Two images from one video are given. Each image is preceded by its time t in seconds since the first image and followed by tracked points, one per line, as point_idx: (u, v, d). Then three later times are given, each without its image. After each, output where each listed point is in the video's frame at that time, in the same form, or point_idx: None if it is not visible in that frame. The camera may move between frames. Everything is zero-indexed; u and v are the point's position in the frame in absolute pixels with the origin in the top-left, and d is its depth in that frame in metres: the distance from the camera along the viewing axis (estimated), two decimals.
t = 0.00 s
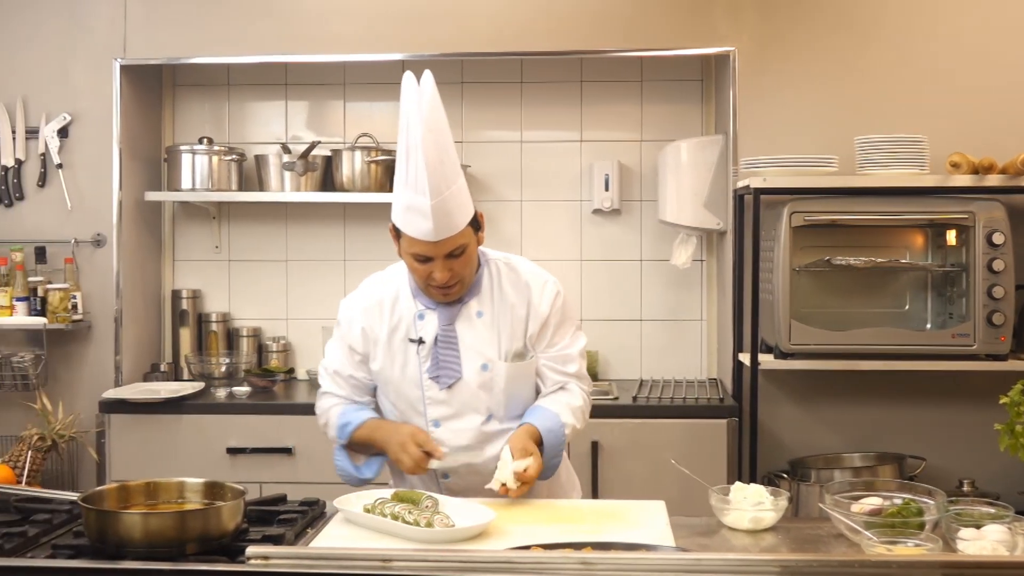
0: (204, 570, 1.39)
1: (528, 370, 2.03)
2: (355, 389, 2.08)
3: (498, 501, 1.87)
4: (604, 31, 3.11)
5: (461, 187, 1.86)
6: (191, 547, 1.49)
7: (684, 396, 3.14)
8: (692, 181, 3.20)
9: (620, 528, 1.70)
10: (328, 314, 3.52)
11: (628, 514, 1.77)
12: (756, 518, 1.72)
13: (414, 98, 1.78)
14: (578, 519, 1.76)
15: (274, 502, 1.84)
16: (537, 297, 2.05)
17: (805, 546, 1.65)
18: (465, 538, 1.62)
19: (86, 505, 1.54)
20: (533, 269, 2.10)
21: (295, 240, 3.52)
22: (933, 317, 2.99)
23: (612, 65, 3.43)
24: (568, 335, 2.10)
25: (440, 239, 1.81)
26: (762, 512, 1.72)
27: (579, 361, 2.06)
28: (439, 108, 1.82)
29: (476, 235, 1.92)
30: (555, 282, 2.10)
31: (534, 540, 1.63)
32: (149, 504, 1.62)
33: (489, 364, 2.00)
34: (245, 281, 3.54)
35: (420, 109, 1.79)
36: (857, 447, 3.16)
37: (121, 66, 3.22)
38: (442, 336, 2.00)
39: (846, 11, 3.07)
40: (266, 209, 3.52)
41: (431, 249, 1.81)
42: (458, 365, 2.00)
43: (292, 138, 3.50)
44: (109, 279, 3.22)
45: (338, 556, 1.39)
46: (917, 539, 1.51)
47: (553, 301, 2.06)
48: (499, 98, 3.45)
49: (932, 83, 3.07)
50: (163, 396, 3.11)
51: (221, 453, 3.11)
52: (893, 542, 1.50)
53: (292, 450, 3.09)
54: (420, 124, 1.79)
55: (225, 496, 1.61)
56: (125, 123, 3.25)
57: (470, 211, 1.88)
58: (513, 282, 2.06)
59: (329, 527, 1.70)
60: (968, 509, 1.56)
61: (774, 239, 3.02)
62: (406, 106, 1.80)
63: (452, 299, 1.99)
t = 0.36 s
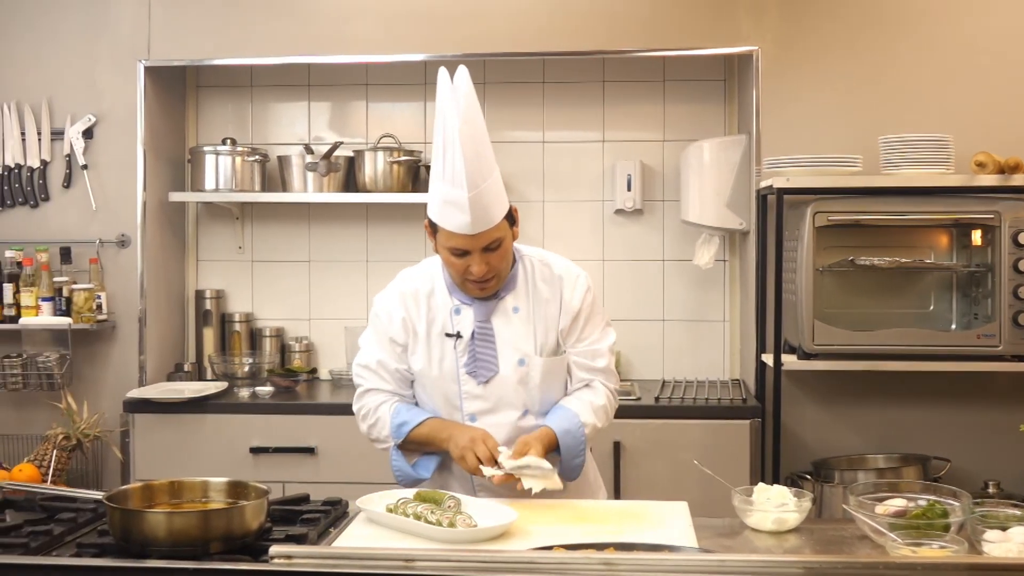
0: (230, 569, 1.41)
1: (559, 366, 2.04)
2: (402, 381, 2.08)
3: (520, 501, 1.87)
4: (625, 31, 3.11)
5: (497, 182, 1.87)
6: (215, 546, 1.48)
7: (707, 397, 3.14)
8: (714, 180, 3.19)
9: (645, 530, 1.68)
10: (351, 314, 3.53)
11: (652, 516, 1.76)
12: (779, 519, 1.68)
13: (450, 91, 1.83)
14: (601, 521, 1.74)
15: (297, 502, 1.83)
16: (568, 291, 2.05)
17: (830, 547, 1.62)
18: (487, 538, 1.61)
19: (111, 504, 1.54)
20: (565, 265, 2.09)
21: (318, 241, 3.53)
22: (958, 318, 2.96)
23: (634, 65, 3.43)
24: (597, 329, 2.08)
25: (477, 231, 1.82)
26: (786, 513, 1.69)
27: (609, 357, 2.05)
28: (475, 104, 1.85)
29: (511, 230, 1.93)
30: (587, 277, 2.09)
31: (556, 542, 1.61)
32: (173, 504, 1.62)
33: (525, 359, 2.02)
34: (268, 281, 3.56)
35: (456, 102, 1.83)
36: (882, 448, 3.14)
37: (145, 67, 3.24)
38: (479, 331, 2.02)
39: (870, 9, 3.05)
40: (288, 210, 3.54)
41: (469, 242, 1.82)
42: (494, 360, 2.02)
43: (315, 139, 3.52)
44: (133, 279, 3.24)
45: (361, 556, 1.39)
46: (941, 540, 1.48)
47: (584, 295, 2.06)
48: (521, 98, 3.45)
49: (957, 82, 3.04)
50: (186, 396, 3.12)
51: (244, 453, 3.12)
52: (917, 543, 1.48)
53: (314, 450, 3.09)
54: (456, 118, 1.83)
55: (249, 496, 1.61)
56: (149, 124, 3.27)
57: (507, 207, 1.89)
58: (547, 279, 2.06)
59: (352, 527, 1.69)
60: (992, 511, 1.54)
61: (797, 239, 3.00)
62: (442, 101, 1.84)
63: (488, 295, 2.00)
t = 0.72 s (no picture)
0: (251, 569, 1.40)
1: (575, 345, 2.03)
2: (433, 369, 2.10)
3: (540, 502, 1.85)
4: (645, 31, 3.10)
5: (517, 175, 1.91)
6: (237, 545, 1.48)
7: (728, 397, 3.13)
8: (735, 181, 3.18)
9: (666, 530, 1.67)
10: (371, 314, 3.55)
11: (672, 518, 1.74)
12: (801, 520, 1.66)
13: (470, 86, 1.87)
14: (621, 521, 1.72)
15: (318, 502, 1.82)
16: (583, 270, 2.06)
17: (851, 549, 1.59)
18: (508, 539, 1.60)
19: (134, 503, 1.54)
20: (581, 248, 2.09)
21: (338, 241, 3.55)
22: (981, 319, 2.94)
23: (654, 65, 3.42)
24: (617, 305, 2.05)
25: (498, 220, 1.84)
26: (807, 514, 1.66)
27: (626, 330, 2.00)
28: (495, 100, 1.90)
29: (535, 223, 1.94)
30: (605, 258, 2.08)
31: (576, 543, 1.60)
32: (195, 503, 1.62)
33: (541, 342, 2.03)
34: (289, 281, 3.58)
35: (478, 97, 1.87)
36: (903, 450, 3.12)
37: (167, 69, 3.25)
38: (501, 319, 2.03)
39: (891, 8, 3.04)
40: (308, 211, 3.55)
41: (490, 231, 1.84)
42: (513, 346, 2.03)
43: (335, 140, 3.53)
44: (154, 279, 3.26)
45: (380, 556, 1.38)
46: (964, 543, 1.45)
47: (600, 271, 2.06)
48: (541, 98, 3.45)
49: (980, 81, 3.02)
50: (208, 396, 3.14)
51: (264, 453, 3.13)
52: (941, 544, 1.45)
53: (335, 450, 3.10)
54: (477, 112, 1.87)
55: (270, 495, 1.61)
56: (171, 126, 3.29)
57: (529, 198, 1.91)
58: (564, 263, 2.07)
59: (373, 527, 1.68)
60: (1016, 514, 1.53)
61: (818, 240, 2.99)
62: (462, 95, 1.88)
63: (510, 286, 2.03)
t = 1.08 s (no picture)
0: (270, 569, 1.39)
1: (654, 369, 2.05)
2: (514, 371, 2.17)
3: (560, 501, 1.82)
4: (664, 30, 3.10)
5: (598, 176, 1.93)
6: (256, 545, 1.47)
7: (748, 398, 3.12)
8: (754, 181, 3.17)
9: (686, 531, 1.64)
10: (390, 314, 3.57)
11: (692, 518, 1.70)
12: (821, 522, 1.63)
13: (548, 85, 1.89)
14: (642, 522, 1.69)
15: (337, 501, 1.80)
16: (677, 296, 2.05)
17: (871, 550, 1.56)
18: (527, 539, 1.58)
19: (154, 501, 1.53)
20: (677, 271, 2.09)
21: (357, 242, 3.57)
22: (1003, 319, 2.89)
23: (673, 65, 3.43)
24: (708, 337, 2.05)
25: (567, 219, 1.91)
26: (827, 515, 1.63)
27: (712, 370, 2.01)
28: (579, 97, 1.90)
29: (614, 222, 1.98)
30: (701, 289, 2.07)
31: (595, 543, 1.57)
32: (215, 502, 1.61)
33: (617, 356, 2.06)
34: (307, 281, 3.60)
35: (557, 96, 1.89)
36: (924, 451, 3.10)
37: (187, 70, 3.27)
38: (580, 325, 2.07)
39: (912, 7, 3.02)
40: (327, 211, 3.57)
41: (560, 230, 1.91)
42: (587, 353, 2.07)
43: (354, 140, 3.56)
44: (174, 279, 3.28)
45: (400, 556, 1.37)
46: (987, 544, 1.43)
47: (694, 301, 2.04)
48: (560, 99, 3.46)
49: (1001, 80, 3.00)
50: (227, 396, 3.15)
51: (283, 452, 3.14)
52: (961, 547, 1.43)
53: (354, 450, 3.11)
54: (553, 110, 1.90)
55: (290, 494, 1.60)
56: (191, 127, 3.31)
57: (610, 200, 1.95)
58: (654, 283, 2.07)
59: (392, 526, 1.66)
60: None
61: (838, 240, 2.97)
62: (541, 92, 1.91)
63: (591, 288, 2.06)
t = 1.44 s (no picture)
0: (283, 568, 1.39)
1: (672, 372, 2.09)
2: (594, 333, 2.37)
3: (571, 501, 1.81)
4: (675, 30, 3.10)
5: (608, 182, 2.03)
6: (268, 544, 1.47)
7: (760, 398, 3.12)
8: (767, 181, 3.17)
9: (698, 531, 1.64)
10: (401, 315, 3.58)
11: (704, 518, 1.69)
12: (833, 522, 1.62)
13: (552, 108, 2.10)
14: (653, 522, 1.68)
15: (349, 501, 1.79)
16: (705, 305, 2.02)
17: (884, 550, 1.55)
18: (539, 539, 1.58)
19: (167, 501, 1.53)
20: (716, 279, 2.05)
21: (369, 242, 3.58)
22: (1017, 318, 2.87)
23: (686, 65, 3.43)
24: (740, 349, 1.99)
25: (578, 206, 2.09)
26: (839, 516, 1.62)
27: (729, 383, 1.96)
28: (574, 113, 2.05)
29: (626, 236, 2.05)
30: (735, 301, 2.01)
31: (606, 544, 1.57)
32: (227, 502, 1.61)
33: (637, 351, 2.12)
34: (319, 281, 3.61)
35: (593, 90, 2.03)
36: (938, 452, 3.09)
37: (200, 70, 3.28)
38: (617, 312, 2.17)
39: (926, 6, 3.01)
40: (338, 211, 3.58)
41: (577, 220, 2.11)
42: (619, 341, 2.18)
43: (366, 140, 3.57)
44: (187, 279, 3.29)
45: (412, 555, 1.37)
46: (999, 546, 1.41)
47: (722, 314, 2.00)
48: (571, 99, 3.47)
49: (1016, 79, 2.98)
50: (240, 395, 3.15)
51: (295, 452, 3.15)
52: (975, 548, 1.42)
53: (366, 450, 3.11)
54: (567, 117, 2.07)
55: (302, 494, 1.60)
56: (204, 127, 3.32)
57: (613, 213, 2.02)
58: (687, 289, 2.06)
59: (403, 526, 1.66)
60: None
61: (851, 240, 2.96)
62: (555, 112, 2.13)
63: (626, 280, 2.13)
